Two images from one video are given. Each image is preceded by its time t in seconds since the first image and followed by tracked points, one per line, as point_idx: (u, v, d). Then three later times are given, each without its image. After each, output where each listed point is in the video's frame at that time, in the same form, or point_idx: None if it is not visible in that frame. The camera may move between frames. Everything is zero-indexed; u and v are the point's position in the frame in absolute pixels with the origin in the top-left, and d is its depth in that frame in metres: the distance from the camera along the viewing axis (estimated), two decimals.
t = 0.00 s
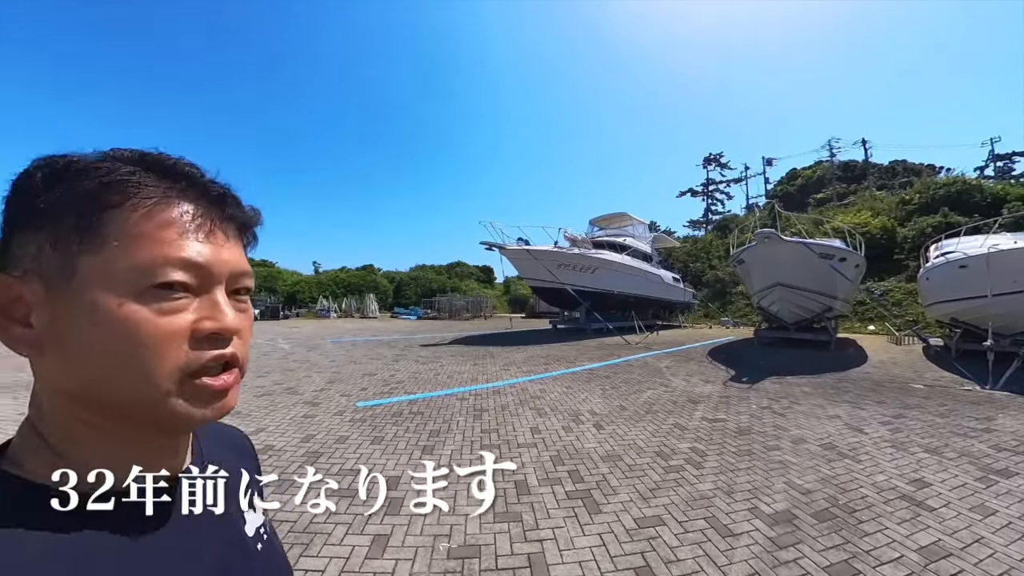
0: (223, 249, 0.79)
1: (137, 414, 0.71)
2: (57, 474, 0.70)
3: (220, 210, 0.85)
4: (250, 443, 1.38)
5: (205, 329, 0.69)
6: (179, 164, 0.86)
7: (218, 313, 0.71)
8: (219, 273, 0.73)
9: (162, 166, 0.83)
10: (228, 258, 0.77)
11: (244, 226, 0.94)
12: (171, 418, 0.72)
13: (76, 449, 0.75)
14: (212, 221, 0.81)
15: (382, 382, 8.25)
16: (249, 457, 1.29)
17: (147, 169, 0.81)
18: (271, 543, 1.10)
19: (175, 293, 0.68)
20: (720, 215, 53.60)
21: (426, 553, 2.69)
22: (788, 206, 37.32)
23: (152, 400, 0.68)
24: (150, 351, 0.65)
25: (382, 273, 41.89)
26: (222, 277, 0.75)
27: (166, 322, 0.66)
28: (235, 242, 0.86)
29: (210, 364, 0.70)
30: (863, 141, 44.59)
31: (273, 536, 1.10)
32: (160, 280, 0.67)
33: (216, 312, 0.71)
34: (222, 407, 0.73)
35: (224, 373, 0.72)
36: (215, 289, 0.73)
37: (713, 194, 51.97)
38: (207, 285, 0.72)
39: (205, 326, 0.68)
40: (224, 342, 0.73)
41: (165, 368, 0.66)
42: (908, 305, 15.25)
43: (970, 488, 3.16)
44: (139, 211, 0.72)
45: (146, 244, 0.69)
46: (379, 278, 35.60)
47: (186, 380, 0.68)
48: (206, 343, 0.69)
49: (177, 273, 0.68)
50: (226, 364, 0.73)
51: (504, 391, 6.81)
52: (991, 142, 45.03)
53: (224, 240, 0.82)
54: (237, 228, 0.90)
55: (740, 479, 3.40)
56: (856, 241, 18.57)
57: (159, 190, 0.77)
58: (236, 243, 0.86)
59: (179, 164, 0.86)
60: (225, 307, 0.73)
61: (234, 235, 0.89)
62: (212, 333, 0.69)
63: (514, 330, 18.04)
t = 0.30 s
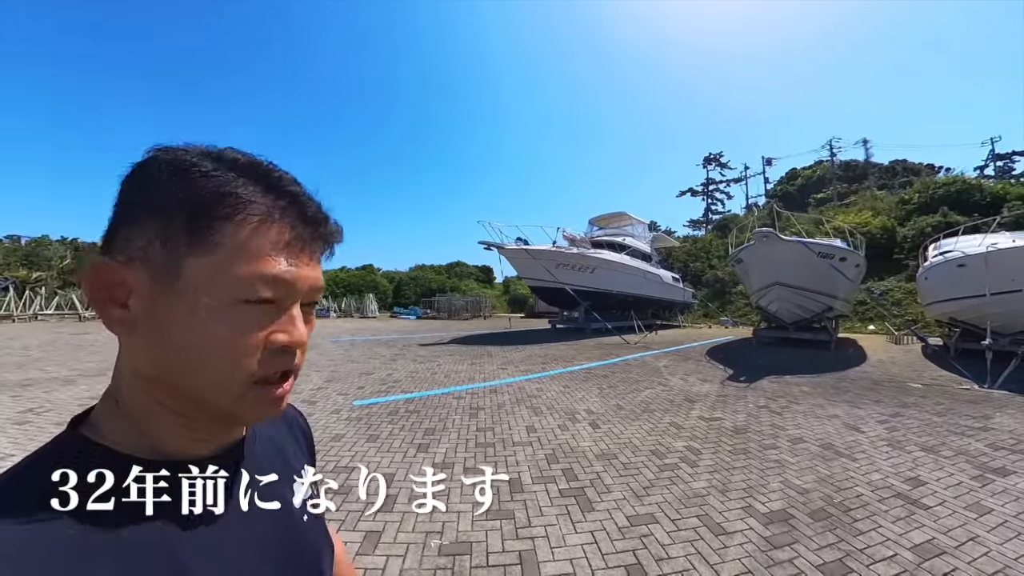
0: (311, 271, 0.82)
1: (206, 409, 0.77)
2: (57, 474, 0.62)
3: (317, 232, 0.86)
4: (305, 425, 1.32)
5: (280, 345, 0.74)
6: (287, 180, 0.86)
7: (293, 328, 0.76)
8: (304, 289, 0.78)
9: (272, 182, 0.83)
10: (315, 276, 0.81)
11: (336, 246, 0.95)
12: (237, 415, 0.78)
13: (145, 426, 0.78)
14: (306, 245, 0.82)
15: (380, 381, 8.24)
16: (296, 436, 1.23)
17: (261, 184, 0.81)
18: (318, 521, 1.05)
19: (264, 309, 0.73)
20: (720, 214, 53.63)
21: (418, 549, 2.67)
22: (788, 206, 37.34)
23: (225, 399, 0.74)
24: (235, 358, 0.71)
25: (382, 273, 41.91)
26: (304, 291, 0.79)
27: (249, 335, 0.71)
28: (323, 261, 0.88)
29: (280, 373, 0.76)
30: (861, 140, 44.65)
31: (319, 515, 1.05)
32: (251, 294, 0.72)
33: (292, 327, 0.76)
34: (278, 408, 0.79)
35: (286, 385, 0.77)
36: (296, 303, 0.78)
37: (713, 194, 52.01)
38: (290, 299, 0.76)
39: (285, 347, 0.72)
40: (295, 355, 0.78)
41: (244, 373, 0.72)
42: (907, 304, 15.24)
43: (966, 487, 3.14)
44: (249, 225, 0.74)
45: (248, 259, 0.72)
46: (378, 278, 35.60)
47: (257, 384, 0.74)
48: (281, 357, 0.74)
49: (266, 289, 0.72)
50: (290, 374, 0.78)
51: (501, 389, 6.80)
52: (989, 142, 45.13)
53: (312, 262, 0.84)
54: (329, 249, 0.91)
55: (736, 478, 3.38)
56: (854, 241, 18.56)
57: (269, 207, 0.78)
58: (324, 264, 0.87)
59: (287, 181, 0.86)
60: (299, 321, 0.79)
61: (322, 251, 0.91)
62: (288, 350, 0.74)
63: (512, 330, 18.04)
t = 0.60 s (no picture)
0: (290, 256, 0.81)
1: (191, 406, 0.73)
2: (58, 474, 0.63)
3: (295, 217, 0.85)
4: (281, 425, 1.21)
5: (272, 330, 0.73)
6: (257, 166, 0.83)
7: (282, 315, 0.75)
8: (290, 275, 0.78)
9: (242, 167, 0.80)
10: (297, 263, 0.81)
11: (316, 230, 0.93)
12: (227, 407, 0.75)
13: (125, 426, 0.75)
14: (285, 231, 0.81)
15: (374, 380, 8.16)
16: (274, 435, 1.14)
17: (232, 170, 0.79)
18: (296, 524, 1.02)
19: (255, 296, 0.71)
20: (720, 214, 53.52)
21: (400, 550, 2.62)
22: (787, 206, 37.27)
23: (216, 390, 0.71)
24: (227, 347, 0.69)
25: (381, 272, 41.75)
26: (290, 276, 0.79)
27: (245, 321, 0.69)
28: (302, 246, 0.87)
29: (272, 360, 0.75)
30: (861, 140, 44.56)
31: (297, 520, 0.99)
32: (238, 280, 0.70)
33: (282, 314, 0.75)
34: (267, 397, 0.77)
35: (277, 370, 0.76)
36: (282, 289, 0.77)
37: (712, 194, 51.90)
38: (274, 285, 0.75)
39: (278, 331, 0.71)
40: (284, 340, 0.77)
41: (237, 362, 0.70)
42: (906, 304, 15.17)
43: (962, 490, 3.08)
44: (231, 213, 0.73)
45: (236, 248, 0.71)
46: (377, 278, 35.45)
47: (250, 373, 0.72)
48: (273, 343, 0.72)
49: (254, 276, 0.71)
50: (279, 360, 0.77)
51: (495, 389, 6.73)
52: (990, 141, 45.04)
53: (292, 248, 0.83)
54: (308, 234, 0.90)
55: (728, 480, 3.32)
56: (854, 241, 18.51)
57: (247, 195, 0.77)
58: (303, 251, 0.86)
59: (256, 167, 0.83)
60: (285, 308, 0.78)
61: (298, 239, 0.89)
62: (280, 335, 0.73)
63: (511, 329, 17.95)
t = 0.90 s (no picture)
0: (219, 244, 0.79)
1: (142, 415, 0.66)
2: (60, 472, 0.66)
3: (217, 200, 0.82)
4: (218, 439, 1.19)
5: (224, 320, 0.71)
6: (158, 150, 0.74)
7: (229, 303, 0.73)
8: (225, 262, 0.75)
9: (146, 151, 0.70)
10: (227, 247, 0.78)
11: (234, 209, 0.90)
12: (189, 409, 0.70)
13: (57, 451, 0.65)
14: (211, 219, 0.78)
15: (368, 382, 8.09)
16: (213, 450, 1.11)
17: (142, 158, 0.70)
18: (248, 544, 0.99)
19: (202, 288, 0.68)
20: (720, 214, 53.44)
21: (381, 555, 2.55)
22: (787, 206, 37.19)
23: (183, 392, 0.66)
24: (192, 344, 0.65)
25: (380, 273, 41.67)
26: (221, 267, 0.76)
27: (198, 315, 0.65)
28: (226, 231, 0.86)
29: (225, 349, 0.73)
30: (861, 139, 44.46)
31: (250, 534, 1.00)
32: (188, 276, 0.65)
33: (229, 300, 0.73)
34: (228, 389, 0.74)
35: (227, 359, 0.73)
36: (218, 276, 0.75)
37: (712, 194, 51.84)
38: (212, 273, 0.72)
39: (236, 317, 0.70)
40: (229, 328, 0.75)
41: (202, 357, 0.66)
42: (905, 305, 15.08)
43: (957, 498, 3.01)
44: (156, 211, 0.65)
45: (177, 245, 0.65)
46: (376, 278, 35.36)
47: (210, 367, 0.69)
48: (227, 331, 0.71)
49: (200, 268, 0.67)
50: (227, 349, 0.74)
51: (489, 391, 6.66)
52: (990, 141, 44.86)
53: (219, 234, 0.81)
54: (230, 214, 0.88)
55: (718, 485, 3.26)
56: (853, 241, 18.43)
57: (167, 185, 0.70)
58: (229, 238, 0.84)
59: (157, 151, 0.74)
60: (226, 296, 0.75)
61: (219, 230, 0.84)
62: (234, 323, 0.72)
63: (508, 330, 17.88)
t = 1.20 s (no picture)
0: (132, 231, 0.78)
1: (35, 436, 0.58)
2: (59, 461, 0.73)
3: (128, 183, 0.82)
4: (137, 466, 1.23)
5: (140, 325, 0.66)
6: (60, 127, 0.72)
7: (145, 306, 0.69)
8: (139, 260, 0.71)
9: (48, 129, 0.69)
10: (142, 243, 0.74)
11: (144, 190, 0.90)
12: (100, 427, 0.63)
13: None
14: (123, 204, 0.78)
15: (363, 383, 7.97)
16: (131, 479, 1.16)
17: (42, 135, 0.68)
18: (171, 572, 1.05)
19: (114, 287, 0.63)
20: (720, 214, 53.29)
21: (366, 562, 2.46)
22: (788, 206, 37.07)
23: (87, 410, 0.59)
24: (103, 350, 0.59)
25: (380, 274, 41.40)
26: (139, 263, 0.71)
27: (108, 317, 0.60)
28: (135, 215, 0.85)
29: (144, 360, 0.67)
30: (861, 138, 44.31)
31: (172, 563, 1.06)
32: (96, 276, 0.60)
33: (145, 303, 0.69)
34: (145, 407, 0.67)
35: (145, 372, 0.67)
36: (131, 276, 0.69)
37: (713, 194, 51.69)
38: (125, 272, 0.68)
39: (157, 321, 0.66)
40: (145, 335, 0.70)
41: (113, 366, 0.61)
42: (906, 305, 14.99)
43: (961, 505, 2.93)
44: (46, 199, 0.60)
45: (77, 236, 0.60)
46: (376, 278, 35.07)
47: (122, 379, 0.63)
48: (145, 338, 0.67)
49: (112, 265, 0.62)
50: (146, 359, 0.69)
51: (484, 393, 6.55)
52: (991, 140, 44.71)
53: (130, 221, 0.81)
54: (140, 197, 0.88)
55: (712, 490, 3.18)
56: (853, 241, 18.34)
57: (71, 167, 0.68)
58: (139, 225, 0.84)
59: (59, 127, 0.72)
60: (144, 299, 0.71)
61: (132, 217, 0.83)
62: (153, 329, 0.67)
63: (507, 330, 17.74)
